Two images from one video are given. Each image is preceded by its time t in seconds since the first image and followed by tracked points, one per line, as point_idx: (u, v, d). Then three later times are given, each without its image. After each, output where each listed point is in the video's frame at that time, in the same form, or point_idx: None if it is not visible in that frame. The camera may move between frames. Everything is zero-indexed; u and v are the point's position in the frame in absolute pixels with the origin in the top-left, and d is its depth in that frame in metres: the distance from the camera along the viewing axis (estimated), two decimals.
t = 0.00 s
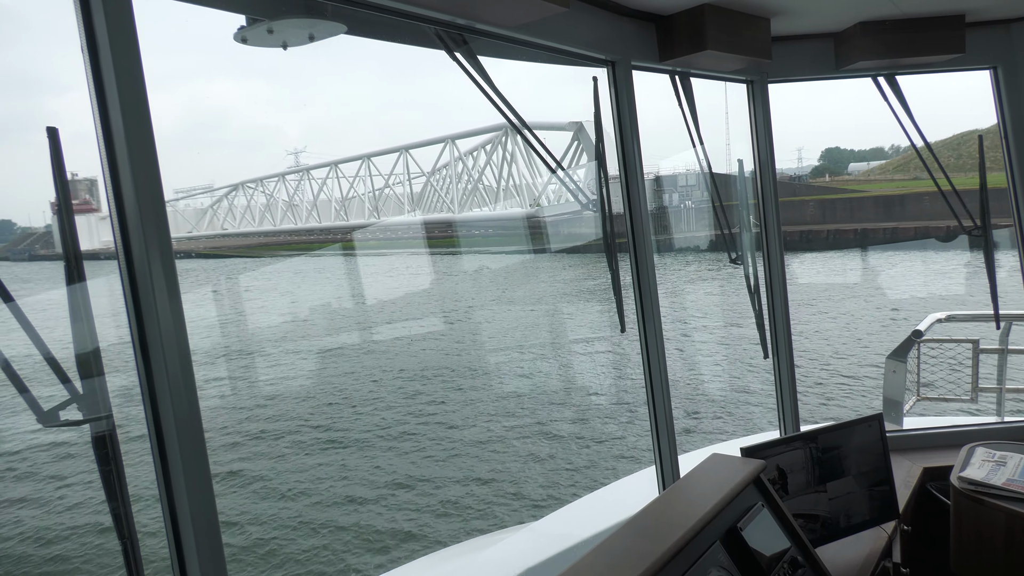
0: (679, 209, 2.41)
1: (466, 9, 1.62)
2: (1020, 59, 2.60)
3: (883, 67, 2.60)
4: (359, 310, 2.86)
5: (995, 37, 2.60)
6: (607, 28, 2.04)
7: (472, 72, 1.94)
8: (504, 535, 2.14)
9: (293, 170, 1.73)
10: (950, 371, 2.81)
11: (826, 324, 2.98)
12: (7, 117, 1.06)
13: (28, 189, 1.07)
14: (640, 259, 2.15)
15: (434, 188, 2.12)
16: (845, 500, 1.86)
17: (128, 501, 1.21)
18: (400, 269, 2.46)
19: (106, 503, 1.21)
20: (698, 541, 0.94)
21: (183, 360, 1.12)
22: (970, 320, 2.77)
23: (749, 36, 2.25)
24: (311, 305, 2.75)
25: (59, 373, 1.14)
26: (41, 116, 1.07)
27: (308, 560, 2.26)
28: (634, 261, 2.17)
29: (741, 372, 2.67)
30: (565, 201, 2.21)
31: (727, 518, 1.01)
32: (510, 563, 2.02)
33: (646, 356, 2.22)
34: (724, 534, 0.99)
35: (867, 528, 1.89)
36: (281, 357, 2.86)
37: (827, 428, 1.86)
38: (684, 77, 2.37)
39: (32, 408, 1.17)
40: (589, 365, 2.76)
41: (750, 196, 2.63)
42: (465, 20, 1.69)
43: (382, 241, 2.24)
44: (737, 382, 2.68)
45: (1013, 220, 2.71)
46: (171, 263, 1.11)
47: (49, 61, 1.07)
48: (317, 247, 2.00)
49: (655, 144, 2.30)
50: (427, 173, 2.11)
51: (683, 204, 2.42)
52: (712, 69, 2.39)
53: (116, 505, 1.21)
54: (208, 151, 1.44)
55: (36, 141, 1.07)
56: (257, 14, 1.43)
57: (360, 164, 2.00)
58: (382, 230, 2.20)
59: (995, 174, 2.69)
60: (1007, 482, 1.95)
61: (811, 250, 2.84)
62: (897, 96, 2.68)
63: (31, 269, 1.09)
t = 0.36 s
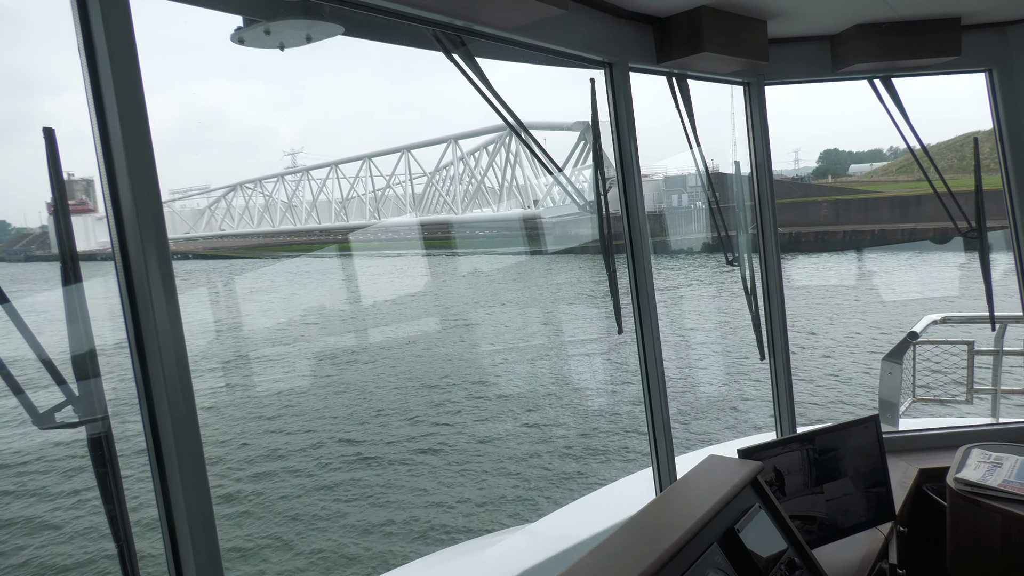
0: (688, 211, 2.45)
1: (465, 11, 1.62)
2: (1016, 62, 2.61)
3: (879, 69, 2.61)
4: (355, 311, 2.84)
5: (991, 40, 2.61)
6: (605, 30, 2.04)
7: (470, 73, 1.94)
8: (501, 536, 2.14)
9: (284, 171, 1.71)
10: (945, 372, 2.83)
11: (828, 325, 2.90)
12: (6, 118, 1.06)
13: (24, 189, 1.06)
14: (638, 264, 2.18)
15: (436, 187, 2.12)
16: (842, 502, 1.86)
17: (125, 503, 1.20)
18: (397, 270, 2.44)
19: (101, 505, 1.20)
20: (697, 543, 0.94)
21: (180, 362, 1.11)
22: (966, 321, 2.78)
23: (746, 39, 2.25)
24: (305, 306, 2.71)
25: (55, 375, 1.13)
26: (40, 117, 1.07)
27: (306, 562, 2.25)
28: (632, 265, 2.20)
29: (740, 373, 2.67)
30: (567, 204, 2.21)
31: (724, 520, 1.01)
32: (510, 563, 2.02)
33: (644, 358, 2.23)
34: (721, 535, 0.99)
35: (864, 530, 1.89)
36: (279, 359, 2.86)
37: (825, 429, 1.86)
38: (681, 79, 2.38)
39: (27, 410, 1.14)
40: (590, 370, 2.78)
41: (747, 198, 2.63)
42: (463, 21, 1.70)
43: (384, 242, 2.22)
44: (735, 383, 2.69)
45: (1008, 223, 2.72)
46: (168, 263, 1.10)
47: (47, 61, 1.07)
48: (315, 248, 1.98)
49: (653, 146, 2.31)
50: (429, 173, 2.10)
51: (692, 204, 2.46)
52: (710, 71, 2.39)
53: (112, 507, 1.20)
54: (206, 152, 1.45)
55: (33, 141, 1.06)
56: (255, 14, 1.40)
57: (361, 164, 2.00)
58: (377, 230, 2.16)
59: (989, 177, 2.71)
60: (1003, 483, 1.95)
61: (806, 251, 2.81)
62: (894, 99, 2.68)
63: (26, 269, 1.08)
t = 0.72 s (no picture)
0: (705, 211, 2.50)
1: (468, 9, 1.62)
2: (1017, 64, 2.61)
3: (880, 70, 2.61)
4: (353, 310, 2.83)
5: (991, 43, 2.61)
6: (606, 29, 2.04)
7: (472, 73, 1.96)
8: (500, 536, 2.13)
9: (282, 169, 1.70)
10: (945, 375, 2.82)
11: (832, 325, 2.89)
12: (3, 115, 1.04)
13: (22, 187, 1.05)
14: (639, 267, 2.18)
15: (439, 186, 2.11)
16: (841, 504, 1.86)
17: (122, 501, 1.19)
18: (396, 269, 2.42)
19: (98, 503, 1.19)
20: (698, 544, 0.94)
21: (179, 361, 1.11)
22: (964, 323, 2.79)
23: (748, 39, 2.25)
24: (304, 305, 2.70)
25: (52, 372, 1.12)
26: (37, 114, 1.06)
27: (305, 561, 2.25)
28: (633, 266, 2.20)
29: (739, 374, 2.67)
30: (570, 208, 2.21)
31: (725, 522, 1.00)
32: (509, 563, 2.02)
33: (644, 362, 2.23)
34: (722, 537, 0.99)
35: (863, 532, 1.89)
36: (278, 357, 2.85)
37: (824, 431, 1.86)
38: (682, 79, 2.37)
39: (23, 407, 1.14)
40: (591, 371, 2.76)
41: (747, 199, 2.63)
42: (465, 20, 1.69)
43: (387, 241, 2.18)
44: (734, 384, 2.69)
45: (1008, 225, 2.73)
46: (168, 261, 1.10)
47: (47, 58, 1.06)
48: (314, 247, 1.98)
49: (654, 147, 2.31)
50: (433, 172, 2.11)
51: (708, 205, 2.50)
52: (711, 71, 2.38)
53: (109, 505, 1.19)
54: (206, 150, 1.44)
55: (32, 139, 1.06)
56: (255, 12, 1.40)
57: (363, 163, 1.99)
58: (375, 230, 2.11)
59: (989, 179, 2.71)
60: (1002, 485, 1.95)
61: (804, 253, 2.79)
62: (894, 100, 2.68)
63: (25, 267, 1.08)
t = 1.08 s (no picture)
0: (720, 211, 2.54)
1: (469, 9, 1.62)
2: (1017, 66, 2.62)
3: (881, 72, 2.61)
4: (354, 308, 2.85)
5: (992, 44, 2.61)
6: (608, 30, 2.04)
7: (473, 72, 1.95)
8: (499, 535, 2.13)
9: (286, 168, 1.71)
10: (945, 377, 2.81)
11: (833, 327, 2.92)
12: (7, 113, 1.06)
13: (27, 185, 1.06)
14: (639, 266, 2.17)
15: (446, 185, 2.11)
16: (840, 505, 1.86)
17: (123, 499, 1.20)
18: (398, 269, 2.43)
19: (99, 502, 1.20)
20: (695, 543, 0.94)
21: (180, 357, 1.11)
22: (963, 324, 2.80)
23: (749, 40, 2.25)
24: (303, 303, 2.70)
25: (54, 370, 1.12)
26: (41, 112, 1.07)
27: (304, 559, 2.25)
28: (632, 264, 2.19)
29: (736, 374, 2.69)
30: (567, 208, 2.19)
31: (723, 521, 1.01)
32: (506, 563, 2.02)
33: (642, 359, 2.23)
34: (720, 536, 0.99)
35: (861, 532, 1.89)
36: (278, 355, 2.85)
37: (823, 431, 1.86)
38: (683, 79, 2.37)
39: (25, 405, 1.13)
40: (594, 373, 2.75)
41: (748, 199, 2.62)
42: (466, 20, 1.69)
43: (394, 241, 2.21)
44: (733, 384, 2.68)
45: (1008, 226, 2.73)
46: (169, 259, 1.10)
47: (52, 56, 1.07)
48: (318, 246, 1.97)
49: (654, 146, 2.31)
50: (440, 171, 2.10)
51: (724, 206, 2.55)
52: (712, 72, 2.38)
53: (109, 502, 1.20)
54: (206, 149, 1.44)
55: (36, 138, 1.07)
56: (257, 10, 1.40)
57: (371, 161, 2.03)
58: (379, 229, 2.15)
59: (989, 181, 2.71)
60: (1000, 487, 1.96)
61: (801, 254, 2.80)
62: (895, 101, 2.68)
63: (28, 264, 1.08)
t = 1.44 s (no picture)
0: (726, 213, 2.59)
1: (463, 15, 1.64)
2: (1007, 68, 2.63)
3: (873, 76, 2.63)
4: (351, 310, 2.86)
5: (982, 48, 2.64)
6: (600, 34, 2.05)
7: (465, 76, 1.94)
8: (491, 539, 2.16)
9: (285, 170, 1.74)
10: (937, 378, 2.84)
11: (827, 328, 2.91)
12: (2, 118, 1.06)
13: (22, 188, 1.07)
14: (631, 270, 2.16)
15: (450, 187, 2.19)
16: (830, 505, 1.88)
17: (115, 501, 1.20)
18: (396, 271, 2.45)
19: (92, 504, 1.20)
20: (684, 544, 0.95)
21: (172, 359, 1.12)
22: (956, 327, 2.82)
23: (741, 44, 2.27)
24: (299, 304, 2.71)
25: (48, 373, 1.13)
26: (34, 116, 1.08)
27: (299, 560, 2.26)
28: (624, 266, 2.18)
29: (731, 377, 2.69)
30: (553, 207, 2.18)
31: (714, 521, 1.02)
32: (499, 565, 2.03)
33: (636, 355, 2.22)
34: (710, 536, 1.00)
35: (851, 533, 1.91)
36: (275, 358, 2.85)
37: (813, 432, 1.88)
38: (675, 83, 2.39)
39: (19, 406, 1.16)
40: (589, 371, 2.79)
41: (741, 202, 2.64)
42: (459, 25, 1.71)
43: (398, 244, 2.27)
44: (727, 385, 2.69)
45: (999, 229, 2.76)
46: (162, 262, 1.11)
47: (49, 61, 1.08)
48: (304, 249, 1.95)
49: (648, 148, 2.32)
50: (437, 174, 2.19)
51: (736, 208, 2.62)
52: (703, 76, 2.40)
53: (102, 505, 1.20)
54: (203, 152, 1.45)
55: (29, 142, 1.07)
56: (251, 14, 1.38)
57: (373, 163, 2.08)
58: (375, 231, 2.17)
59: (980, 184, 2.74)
60: (989, 487, 1.98)
61: (803, 256, 2.82)
62: (886, 104, 2.71)
63: (25, 267, 1.10)
